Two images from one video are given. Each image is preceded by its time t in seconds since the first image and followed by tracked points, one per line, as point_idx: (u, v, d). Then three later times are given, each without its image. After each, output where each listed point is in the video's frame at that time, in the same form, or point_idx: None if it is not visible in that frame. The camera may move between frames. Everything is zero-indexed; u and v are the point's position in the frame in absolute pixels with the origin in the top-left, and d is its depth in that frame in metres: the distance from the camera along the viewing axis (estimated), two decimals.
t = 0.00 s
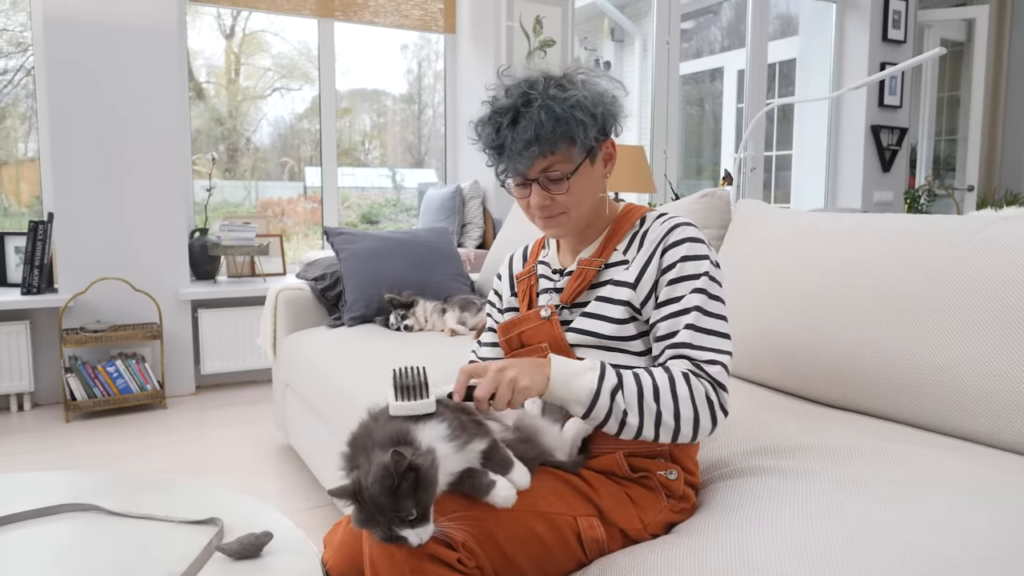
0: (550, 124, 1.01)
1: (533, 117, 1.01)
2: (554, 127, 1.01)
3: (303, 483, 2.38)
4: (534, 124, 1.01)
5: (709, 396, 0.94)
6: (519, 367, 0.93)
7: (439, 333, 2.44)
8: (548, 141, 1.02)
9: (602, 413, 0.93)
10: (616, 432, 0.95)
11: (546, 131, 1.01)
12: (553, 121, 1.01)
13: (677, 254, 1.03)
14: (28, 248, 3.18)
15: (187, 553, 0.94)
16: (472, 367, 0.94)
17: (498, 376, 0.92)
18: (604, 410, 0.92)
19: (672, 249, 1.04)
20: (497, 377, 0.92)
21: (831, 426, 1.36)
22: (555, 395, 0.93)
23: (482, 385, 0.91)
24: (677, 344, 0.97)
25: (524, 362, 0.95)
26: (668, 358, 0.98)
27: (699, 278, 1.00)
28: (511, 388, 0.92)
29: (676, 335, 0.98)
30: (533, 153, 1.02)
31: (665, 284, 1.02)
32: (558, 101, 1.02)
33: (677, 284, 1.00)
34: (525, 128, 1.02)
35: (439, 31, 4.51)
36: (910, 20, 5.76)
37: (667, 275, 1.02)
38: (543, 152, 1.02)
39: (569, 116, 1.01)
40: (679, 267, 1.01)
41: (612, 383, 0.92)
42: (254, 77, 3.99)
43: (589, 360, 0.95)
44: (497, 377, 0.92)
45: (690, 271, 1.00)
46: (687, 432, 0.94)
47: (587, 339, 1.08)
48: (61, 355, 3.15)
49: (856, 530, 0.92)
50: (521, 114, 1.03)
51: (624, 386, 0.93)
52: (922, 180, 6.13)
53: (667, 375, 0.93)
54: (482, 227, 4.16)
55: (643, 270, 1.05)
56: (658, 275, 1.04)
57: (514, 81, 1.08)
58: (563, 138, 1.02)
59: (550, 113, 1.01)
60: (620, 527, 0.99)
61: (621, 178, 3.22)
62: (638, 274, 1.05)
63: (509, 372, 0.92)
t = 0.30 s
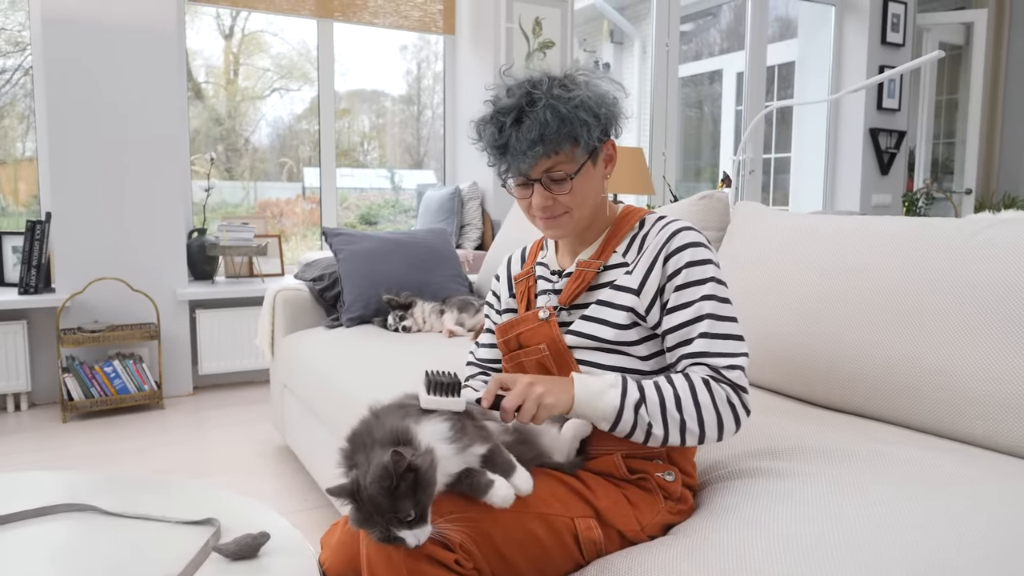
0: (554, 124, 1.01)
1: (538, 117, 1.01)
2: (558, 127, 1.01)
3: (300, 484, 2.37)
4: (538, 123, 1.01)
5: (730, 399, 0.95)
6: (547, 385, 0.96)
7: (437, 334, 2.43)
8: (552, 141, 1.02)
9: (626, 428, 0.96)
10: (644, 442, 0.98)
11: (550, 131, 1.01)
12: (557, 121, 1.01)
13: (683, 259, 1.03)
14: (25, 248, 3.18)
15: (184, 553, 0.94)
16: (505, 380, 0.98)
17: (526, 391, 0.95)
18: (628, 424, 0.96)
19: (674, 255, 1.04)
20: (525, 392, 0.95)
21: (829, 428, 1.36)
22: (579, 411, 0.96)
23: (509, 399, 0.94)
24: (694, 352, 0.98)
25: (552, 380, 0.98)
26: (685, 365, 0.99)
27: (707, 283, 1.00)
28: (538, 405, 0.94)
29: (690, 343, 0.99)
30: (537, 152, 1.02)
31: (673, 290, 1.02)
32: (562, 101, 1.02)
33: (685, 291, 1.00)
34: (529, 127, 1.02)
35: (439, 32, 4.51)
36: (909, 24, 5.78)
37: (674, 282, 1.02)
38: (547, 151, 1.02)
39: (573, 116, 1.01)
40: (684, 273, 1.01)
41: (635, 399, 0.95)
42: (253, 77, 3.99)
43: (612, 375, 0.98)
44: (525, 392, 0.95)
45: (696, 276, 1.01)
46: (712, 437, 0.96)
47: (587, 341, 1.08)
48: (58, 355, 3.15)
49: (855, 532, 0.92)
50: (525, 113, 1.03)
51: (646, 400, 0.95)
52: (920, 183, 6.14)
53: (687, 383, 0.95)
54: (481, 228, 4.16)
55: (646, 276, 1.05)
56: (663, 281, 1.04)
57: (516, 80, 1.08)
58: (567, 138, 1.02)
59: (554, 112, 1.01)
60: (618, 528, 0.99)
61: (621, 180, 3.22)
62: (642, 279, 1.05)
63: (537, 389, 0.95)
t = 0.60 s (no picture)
0: (557, 127, 1.01)
1: (540, 119, 1.01)
2: (561, 129, 1.01)
3: (299, 484, 2.37)
4: (541, 126, 1.01)
5: (741, 396, 0.97)
6: (563, 396, 0.98)
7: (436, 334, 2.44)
8: (555, 143, 1.02)
9: (640, 436, 0.99)
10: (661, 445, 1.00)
11: (553, 134, 1.01)
12: (560, 124, 1.01)
13: (687, 260, 1.03)
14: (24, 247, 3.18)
15: (182, 553, 0.94)
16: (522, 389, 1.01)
17: (542, 401, 0.98)
18: (643, 431, 0.98)
19: (677, 257, 1.04)
20: (540, 402, 0.98)
21: (828, 429, 1.37)
22: (593, 420, 0.99)
23: (525, 408, 0.97)
24: (704, 353, 0.98)
25: (568, 390, 1.00)
26: (694, 365, 1.00)
27: (713, 283, 1.01)
28: (552, 415, 0.97)
29: (699, 344, 0.99)
30: (539, 155, 1.02)
31: (679, 292, 1.02)
32: (564, 103, 1.02)
33: (691, 292, 1.01)
34: (532, 129, 1.02)
35: (438, 32, 4.51)
36: (909, 25, 5.78)
37: (680, 284, 1.02)
38: (549, 154, 1.02)
39: (575, 119, 1.01)
40: (689, 275, 1.02)
41: (647, 406, 0.97)
42: (253, 77, 3.99)
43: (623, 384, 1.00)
44: (541, 402, 0.98)
45: (701, 277, 1.01)
46: (727, 434, 0.98)
47: (587, 342, 1.09)
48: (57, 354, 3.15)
49: (854, 533, 0.92)
50: (528, 115, 1.03)
51: (659, 406, 0.97)
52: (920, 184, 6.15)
53: (698, 385, 0.96)
54: (480, 228, 4.16)
55: (648, 278, 1.05)
56: (668, 283, 1.04)
57: (517, 82, 1.08)
58: (569, 140, 1.02)
59: (557, 115, 1.01)
60: (617, 529, 0.99)
61: (621, 181, 3.22)
62: (644, 281, 1.05)
63: (552, 400, 0.98)
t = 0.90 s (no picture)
0: (564, 125, 1.01)
1: (547, 117, 1.01)
2: (567, 128, 1.01)
3: (299, 482, 2.37)
4: (548, 124, 1.01)
5: (760, 388, 0.98)
6: (582, 405, 0.99)
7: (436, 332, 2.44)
8: (561, 142, 1.02)
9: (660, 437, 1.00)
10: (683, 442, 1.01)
11: (559, 132, 1.01)
12: (566, 122, 1.01)
13: (692, 258, 1.03)
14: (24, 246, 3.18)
15: (182, 552, 0.94)
16: (545, 400, 1.01)
17: (561, 413, 0.98)
18: (664, 431, 0.99)
19: (681, 256, 1.04)
20: (562, 414, 0.98)
21: (827, 427, 1.37)
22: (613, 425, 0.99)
23: (547, 420, 0.98)
24: (718, 350, 0.99)
25: (588, 398, 1.00)
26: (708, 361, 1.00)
27: (721, 280, 1.01)
28: (574, 426, 0.98)
29: (712, 341, 0.99)
30: (545, 153, 1.02)
31: (687, 292, 1.02)
32: (571, 102, 1.02)
33: (699, 291, 1.01)
34: (538, 128, 1.01)
35: (438, 31, 4.51)
36: (909, 23, 5.78)
37: (687, 283, 1.02)
38: (555, 153, 1.02)
39: (581, 118, 1.01)
40: (695, 274, 1.02)
41: (666, 407, 0.98)
42: (252, 75, 3.98)
43: (642, 385, 1.01)
44: (563, 414, 0.98)
45: (708, 275, 1.01)
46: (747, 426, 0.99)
47: (588, 341, 1.09)
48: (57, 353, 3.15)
49: (853, 532, 0.92)
50: (533, 113, 1.03)
51: (679, 406, 0.98)
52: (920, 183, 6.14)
53: (716, 381, 0.97)
54: (480, 227, 4.15)
55: (651, 278, 1.05)
56: (673, 283, 1.04)
57: (522, 79, 1.08)
58: (575, 139, 1.02)
59: (564, 114, 1.01)
60: (616, 527, 0.99)
61: (621, 180, 3.22)
62: (647, 282, 1.05)
63: (571, 411, 0.98)
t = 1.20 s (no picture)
0: (575, 116, 1.02)
1: (558, 108, 1.02)
2: (578, 118, 1.03)
3: (300, 483, 2.38)
4: (559, 114, 1.02)
5: (783, 371, 0.98)
6: (603, 400, 0.98)
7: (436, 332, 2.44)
8: (571, 133, 1.03)
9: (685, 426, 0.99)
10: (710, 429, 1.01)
11: (571, 123, 1.02)
12: (577, 113, 1.02)
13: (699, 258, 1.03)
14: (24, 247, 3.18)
15: (182, 553, 0.94)
16: (566, 398, 1.00)
17: (582, 410, 0.97)
18: (690, 420, 0.98)
19: (686, 256, 1.04)
20: (583, 412, 0.97)
21: (827, 427, 1.37)
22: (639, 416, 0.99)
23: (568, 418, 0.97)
24: (735, 343, 0.99)
25: (609, 392, 0.99)
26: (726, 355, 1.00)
27: (728, 275, 1.01)
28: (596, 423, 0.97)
29: (729, 334, 1.00)
30: (556, 142, 1.03)
31: (698, 291, 1.02)
32: (580, 94, 1.03)
33: (710, 287, 1.01)
34: (549, 118, 1.02)
35: (438, 31, 4.51)
36: (909, 22, 5.78)
37: (697, 279, 1.02)
38: (565, 143, 1.03)
39: (591, 110, 1.03)
40: (703, 272, 1.02)
41: (693, 394, 0.97)
42: (253, 76, 3.98)
43: (666, 374, 1.00)
44: (584, 411, 0.97)
45: (717, 269, 1.02)
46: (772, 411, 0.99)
47: (589, 343, 1.09)
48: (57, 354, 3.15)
49: (854, 532, 0.92)
50: (543, 104, 1.04)
51: (705, 394, 0.98)
52: (920, 182, 6.14)
53: (739, 369, 0.97)
54: (480, 227, 4.16)
55: (656, 281, 1.05)
56: (681, 284, 1.04)
57: (528, 73, 1.09)
58: (585, 130, 1.04)
59: (574, 105, 1.02)
60: (616, 528, 0.99)
61: (621, 180, 3.22)
62: (652, 285, 1.05)
63: (592, 405, 0.97)
